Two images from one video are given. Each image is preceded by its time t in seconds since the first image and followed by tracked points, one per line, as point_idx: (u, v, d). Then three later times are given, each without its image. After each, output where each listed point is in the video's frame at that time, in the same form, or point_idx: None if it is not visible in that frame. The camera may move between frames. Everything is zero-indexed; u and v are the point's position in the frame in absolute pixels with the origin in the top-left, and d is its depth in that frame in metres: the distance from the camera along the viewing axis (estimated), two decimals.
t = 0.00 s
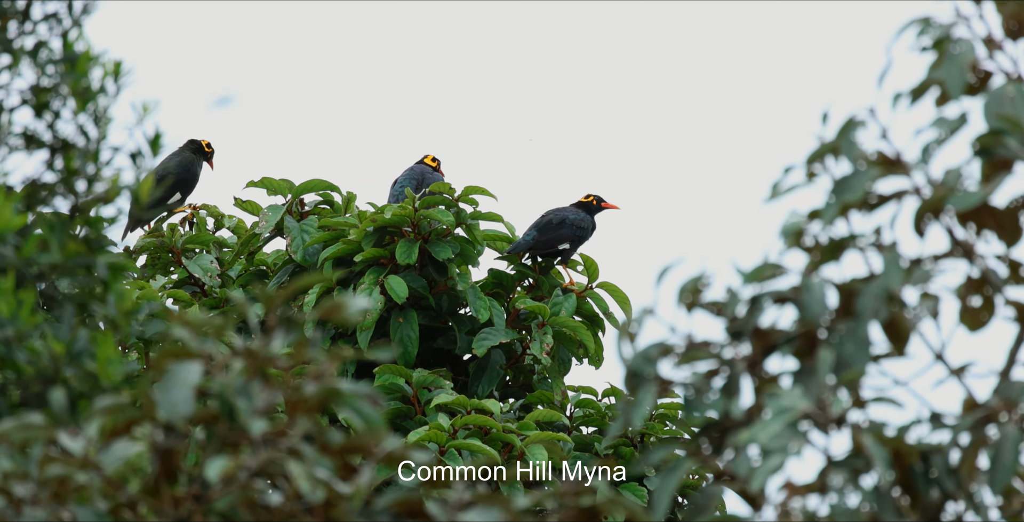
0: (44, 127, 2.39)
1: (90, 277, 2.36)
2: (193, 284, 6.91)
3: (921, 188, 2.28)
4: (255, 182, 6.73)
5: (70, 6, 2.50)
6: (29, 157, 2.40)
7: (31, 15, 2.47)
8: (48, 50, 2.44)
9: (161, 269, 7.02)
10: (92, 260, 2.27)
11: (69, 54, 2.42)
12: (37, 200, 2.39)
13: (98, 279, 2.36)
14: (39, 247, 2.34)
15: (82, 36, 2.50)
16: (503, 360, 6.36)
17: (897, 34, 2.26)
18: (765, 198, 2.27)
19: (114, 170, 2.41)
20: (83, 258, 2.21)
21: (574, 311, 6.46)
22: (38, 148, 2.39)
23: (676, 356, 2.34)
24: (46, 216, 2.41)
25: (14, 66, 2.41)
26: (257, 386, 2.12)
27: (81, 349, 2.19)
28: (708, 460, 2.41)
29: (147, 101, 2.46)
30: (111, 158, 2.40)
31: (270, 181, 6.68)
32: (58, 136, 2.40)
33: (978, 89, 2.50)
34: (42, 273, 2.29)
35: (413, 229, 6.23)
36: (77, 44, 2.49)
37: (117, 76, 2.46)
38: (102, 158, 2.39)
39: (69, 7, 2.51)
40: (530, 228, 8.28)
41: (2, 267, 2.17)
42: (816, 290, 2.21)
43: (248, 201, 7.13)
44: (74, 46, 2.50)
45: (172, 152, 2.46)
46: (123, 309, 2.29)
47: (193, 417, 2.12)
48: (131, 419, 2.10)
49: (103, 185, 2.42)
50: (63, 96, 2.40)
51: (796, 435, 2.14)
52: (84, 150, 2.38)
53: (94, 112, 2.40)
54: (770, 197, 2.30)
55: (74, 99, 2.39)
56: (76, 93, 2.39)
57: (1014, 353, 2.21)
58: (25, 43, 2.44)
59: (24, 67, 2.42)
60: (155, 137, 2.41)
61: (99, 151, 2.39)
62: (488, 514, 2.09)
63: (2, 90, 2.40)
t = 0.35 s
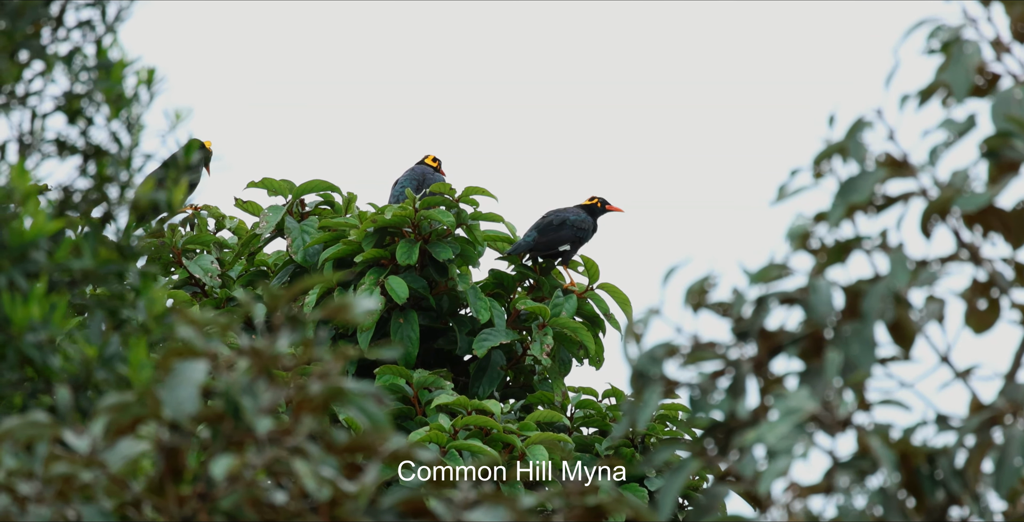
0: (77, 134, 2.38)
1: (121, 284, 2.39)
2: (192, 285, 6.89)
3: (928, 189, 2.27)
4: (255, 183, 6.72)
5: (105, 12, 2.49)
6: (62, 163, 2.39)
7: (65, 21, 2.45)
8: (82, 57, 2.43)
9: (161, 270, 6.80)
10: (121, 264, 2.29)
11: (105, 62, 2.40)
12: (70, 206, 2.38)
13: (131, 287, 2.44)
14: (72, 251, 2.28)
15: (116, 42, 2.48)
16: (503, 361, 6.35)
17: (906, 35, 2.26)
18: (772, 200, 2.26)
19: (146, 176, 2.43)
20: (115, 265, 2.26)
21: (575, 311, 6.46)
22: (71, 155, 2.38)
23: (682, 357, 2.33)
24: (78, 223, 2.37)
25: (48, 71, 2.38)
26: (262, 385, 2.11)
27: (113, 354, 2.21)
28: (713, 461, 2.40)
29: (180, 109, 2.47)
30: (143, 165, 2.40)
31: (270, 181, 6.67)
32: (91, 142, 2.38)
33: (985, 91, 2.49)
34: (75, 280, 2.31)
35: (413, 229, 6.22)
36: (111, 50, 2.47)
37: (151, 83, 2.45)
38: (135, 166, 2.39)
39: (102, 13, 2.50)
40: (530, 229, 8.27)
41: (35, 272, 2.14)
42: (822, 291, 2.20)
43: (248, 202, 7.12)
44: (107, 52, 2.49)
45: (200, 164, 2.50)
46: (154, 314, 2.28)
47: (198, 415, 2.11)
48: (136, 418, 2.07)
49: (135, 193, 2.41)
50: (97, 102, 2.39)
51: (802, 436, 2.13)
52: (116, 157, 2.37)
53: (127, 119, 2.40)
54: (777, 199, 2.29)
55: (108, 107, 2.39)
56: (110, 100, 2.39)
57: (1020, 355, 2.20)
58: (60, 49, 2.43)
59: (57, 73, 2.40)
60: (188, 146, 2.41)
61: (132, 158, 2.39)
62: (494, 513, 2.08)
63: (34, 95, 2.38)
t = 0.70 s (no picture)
0: (108, 138, 2.41)
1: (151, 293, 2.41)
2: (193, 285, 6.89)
3: (928, 189, 2.27)
4: (256, 183, 6.72)
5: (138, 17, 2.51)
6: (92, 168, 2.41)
7: (97, 26, 2.47)
8: (115, 61, 2.45)
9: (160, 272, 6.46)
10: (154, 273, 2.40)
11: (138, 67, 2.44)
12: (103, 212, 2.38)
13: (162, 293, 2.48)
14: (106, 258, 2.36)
15: (148, 47, 2.50)
16: (503, 361, 6.35)
17: (905, 35, 2.26)
18: (772, 200, 2.27)
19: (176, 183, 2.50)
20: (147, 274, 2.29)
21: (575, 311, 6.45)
22: (103, 160, 2.41)
23: (682, 357, 2.33)
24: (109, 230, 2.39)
25: (80, 75, 2.40)
26: (262, 385, 2.11)
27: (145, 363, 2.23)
28: (713, 460, 2.40)
29: (209, 115, 2.55)
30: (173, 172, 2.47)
31: (271, 181, 6.67)
32: (123, 147, 2.42)
33: (985, 90, 2.50)
34: (107, 283, 2.30)
35: (414, 229, 6.22)
36: (144, 55, 2.50)
37: (181, 89, 2.50)
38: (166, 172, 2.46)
39: (135, 18, 2.52)
40: (530, 229, 8.27)
41: (67, 277, 2.18)
42: (822, 290, 2.20)
43: (249, 202, 7.12)
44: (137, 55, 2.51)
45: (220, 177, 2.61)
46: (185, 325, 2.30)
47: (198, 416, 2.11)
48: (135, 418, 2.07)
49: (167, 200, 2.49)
50: (128, 107, 2.41)
51: (801, 436, 2.13)
52: (148, 163, 2.42)
53: (159, 125, 2.44)
54: (777, 200, 2.30)
55: (140, 111, 2.42)
56: (142, 105, 2.42)
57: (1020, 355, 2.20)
58: (92, 54, 2.45)
59: (89, 77, 2.42)
60: (220, 155, 2.52)
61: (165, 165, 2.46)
62: (494, 513, 2.08)
63: (66, 100, 2.39)
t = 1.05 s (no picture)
0: (139, 144, 2.43)
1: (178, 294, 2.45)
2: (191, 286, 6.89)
3: (925, 189, 2.27)
4: (254, 183, 6.72)
5: (170, 23, 2.52)
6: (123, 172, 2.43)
7: (128, 32, 2.49)
8: (146, 67, 2.46)
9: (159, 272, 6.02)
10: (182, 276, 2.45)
11: (171, 74, 2.45)
12: (132, 215, 2.44)
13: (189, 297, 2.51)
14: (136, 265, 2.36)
15: (180, 54, 2.52)
16: (502, 362, 6.35)
17: (902, 35, 2.26)
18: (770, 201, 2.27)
19: (207, 188, 2.54)
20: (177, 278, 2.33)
21: (573, 312, 6.45)
22: (133, 165, 2.43)
23: (680, 357, 2.34)
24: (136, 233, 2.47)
25: (111, 81, 2.42)
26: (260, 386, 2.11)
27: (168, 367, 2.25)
28: (711, 461, 2.40)
29: (240, 121, 2.57)
30: (201, 178, 2.52)
31: (269, 182, 6.67)
32: (153, 153, 2.46)
33: (982, 90, 2.50)
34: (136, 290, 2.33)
35: (411, 230, 6.21)
36: (175, 62, 2.51)
37: (214, 95, 2.51)
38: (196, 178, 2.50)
39: (166, 23, 2.53)
40: (529, 229, 8.27)
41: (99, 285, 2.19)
42: (820, 291, 2.20)
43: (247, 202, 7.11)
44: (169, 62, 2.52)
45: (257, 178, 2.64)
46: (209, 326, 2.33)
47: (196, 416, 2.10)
48: (133, 419, 2.07)
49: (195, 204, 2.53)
50: (160, 112, 2.44)
51: (799, 436, 2.13)
52: (178, 168, 2.46)
53: (189, 130, 2.46)
54: (775, 201, 2.30)
55: (171, 117, 2.44)
56: (173, 111, 2.43)
57: (1017, 355, 2.21)
58: (124, 59, 2.46)
59: (121, 82, 2.43)
60: (249, 159, 2.56)
61: (194, 171, 2.49)
62: (492, 513, 2.08)
63: (98, 105, 2.40)
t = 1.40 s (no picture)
0: (169, 150, 2.42)
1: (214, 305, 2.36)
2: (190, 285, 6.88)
3: (930, 189, 2.27)
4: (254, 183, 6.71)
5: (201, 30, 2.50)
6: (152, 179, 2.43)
7: (160, 38, 2.47)
8: (178, 74, 2.45)
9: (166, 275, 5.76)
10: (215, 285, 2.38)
11: (202, 81, 2.44)
12: (161, 220, 2.46)
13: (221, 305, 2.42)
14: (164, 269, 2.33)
15: (211, 60, 2.50)
16: (501, 362, 6.34)
17: (907, 35, 2.27)
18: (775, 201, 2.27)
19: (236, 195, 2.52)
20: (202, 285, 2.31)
21: (574, 312, 6.45)
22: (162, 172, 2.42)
23: (685, 356, 2.33)
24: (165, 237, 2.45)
25: (142, 87, 2.40)
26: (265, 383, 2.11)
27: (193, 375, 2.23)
28: (715, 459, 2.40)
29: (270, 128, 2.57)
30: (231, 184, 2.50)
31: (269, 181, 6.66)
32: (183, 159, 2.43)
33: (987, 90, 2.50)
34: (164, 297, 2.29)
35: (412, 230, 6.21)
36: (206, 68, 2.50)
37: (244, 103, 2.50)
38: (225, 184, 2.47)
39: (198, 31, 2.52)
40: (529, 230, 8.26)
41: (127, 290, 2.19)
42: (825, 290, 2.20)
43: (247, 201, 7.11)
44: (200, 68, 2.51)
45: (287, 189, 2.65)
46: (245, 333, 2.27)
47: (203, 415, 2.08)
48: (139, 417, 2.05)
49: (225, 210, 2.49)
50: (190, 119, 2.42)
51: (803, 434, 2.13)
52: (208, 176, 2.44)
53: (220, 137, 2.45)
54: (780, 201, 2.31)
55: (201, 124, 2.43)
56: (204, 119, 2.43)
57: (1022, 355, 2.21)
58: (155, 66, 2.45)
59: (153, 88, 2.42)
60: (281, 168, 2.54)
61: (223, 178, 2.46)
62: (497, 511, 2.08)
63: (128, 111, 2.39)
